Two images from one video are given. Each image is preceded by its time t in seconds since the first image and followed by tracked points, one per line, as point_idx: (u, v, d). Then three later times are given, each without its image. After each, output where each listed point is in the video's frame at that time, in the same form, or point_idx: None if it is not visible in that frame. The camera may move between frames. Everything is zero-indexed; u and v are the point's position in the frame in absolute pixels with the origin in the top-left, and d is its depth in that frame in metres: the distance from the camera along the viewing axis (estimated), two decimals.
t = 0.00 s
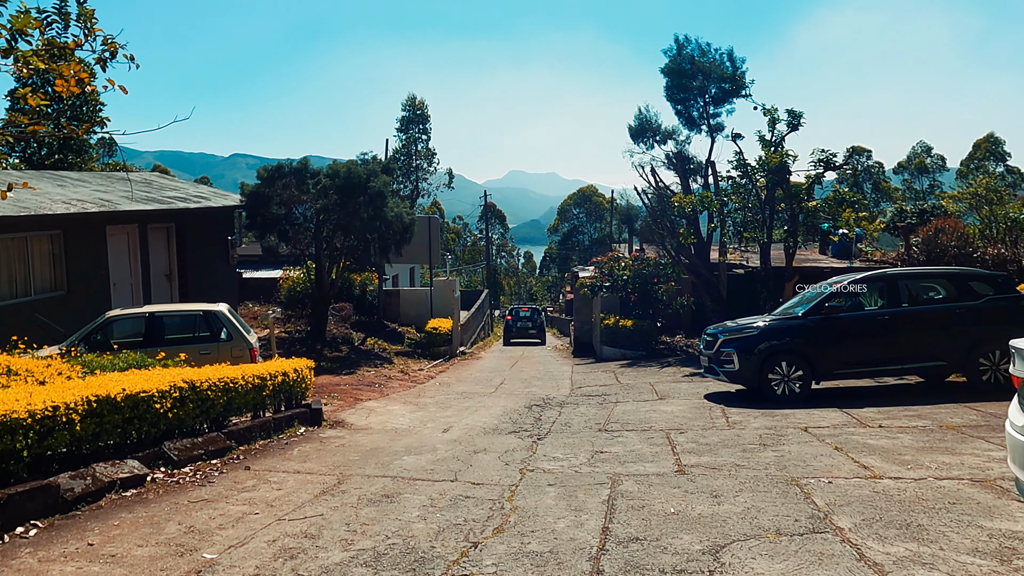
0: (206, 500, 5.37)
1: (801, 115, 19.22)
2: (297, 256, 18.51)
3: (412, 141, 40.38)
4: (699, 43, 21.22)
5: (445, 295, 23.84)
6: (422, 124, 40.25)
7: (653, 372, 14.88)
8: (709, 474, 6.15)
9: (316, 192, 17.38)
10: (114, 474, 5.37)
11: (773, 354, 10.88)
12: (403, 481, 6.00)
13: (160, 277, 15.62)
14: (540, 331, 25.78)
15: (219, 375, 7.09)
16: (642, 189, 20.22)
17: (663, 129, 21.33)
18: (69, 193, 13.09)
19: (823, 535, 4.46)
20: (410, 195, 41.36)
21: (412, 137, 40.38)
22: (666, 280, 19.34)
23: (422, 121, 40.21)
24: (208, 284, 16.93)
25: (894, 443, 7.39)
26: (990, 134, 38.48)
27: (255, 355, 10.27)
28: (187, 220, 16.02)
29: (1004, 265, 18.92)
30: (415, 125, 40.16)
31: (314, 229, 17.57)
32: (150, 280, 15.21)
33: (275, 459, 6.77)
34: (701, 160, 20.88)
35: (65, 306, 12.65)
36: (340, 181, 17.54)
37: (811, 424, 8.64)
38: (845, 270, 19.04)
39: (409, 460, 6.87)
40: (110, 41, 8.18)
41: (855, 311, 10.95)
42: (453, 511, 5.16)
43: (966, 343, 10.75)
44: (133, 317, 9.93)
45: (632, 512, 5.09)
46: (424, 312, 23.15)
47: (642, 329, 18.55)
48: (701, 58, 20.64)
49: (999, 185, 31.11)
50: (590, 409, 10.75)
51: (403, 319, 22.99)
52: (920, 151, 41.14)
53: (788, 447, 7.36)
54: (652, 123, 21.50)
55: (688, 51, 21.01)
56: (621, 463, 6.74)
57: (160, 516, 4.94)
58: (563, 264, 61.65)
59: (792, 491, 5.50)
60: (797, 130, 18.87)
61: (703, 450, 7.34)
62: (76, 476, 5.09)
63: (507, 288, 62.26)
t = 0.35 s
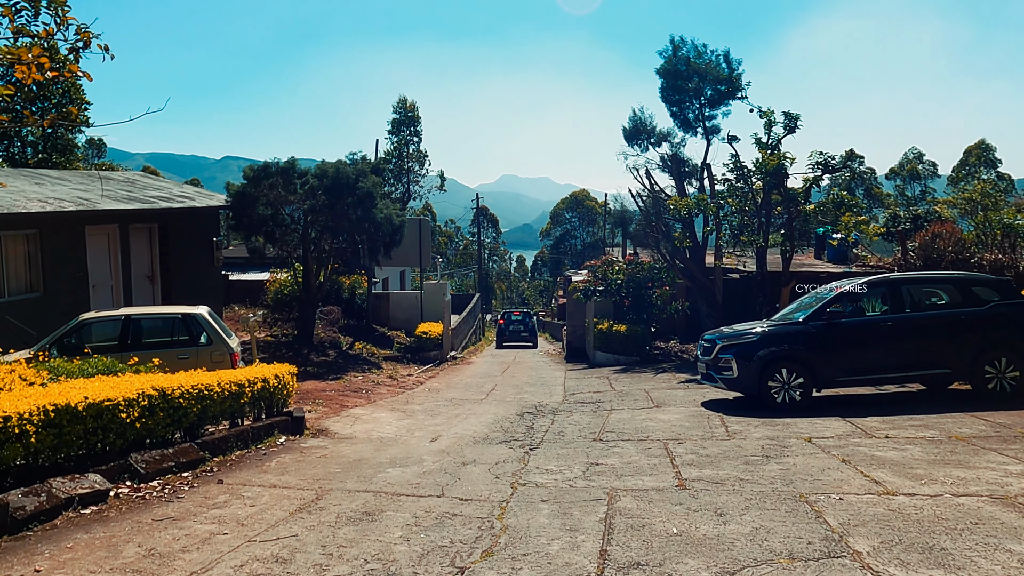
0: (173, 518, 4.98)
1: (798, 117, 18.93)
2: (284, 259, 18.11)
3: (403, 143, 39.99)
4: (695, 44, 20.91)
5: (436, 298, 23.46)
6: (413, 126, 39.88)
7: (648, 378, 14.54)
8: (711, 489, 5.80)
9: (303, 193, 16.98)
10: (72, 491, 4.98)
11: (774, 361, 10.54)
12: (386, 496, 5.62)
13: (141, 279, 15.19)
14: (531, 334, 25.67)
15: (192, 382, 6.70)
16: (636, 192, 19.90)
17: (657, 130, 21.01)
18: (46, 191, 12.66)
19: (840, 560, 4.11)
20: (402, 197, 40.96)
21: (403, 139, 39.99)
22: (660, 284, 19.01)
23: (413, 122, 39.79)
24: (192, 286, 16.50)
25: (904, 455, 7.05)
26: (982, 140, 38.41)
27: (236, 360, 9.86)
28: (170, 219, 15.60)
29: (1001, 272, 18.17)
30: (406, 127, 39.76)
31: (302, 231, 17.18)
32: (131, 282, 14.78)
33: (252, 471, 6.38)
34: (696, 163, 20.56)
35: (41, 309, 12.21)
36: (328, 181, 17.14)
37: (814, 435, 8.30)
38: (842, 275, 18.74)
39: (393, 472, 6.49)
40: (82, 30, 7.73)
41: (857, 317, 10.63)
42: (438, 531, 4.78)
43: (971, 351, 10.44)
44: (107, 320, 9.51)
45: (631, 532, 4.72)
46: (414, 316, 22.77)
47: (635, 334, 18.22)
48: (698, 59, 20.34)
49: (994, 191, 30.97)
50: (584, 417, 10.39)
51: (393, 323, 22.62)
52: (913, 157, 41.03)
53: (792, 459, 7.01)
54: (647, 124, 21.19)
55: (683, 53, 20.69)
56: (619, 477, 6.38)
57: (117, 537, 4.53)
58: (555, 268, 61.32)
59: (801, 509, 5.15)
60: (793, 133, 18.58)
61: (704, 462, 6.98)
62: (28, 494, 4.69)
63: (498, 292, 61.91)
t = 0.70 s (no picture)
0: (135, 538, 4.57)
1: (797, 116, 18.62)
2: (271, 258, 17.68)
3: (396, 143, 39.56)
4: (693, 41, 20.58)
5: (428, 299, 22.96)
6: (406, 126, 39.45)
7: (644, 381, 14.17)
8: (718, 505, 5.42)
9: (291, 190, 16.56)
10: (24, 508, 4.57)
11: (776, 366, 10.19)
12: (369, 512, 5.21)
13: (123, 277, 14.74)
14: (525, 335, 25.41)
15: (164, 387, 6.29)
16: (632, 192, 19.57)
17: (654, 129, 20.68)
18: (23, 186, 12.22)
19: None
20: (394, 198, 40.52)
21: (396, 139, 39.55)
22: (656, 286, 18.66)
23: (406, 121, 39.37)
24: (177, 285, 16.05)
25: (918, 466, 6.69)
26: (976, 143, 38.28)
27: (217, 362, 9.44)
28: (154, 217, 15.16)
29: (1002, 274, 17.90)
30: (399, 126, 39.32)
31: (291, 229, 16.77)
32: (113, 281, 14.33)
33: (227, 483, 5.96)
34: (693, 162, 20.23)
35: (16, 308, 11.76)
36: (317, 178, 16.71)
37: (821, 443, 7.93)
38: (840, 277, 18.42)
39: (377, 484, 6.08)
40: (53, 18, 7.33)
41: (862, 320, 10.28)
42: (424, 553, 4.38)
43: (979, 355, 10.11)
44: (81, 319, 9.07)
45: (634, 554, 4.33)
46: (405, 317, 22.35)
47: (631, 336, 17.86)
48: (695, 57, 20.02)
49: (990, 193, 30.74)
50: (580, 423, 9.99)
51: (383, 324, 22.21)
52: (907, 159, 40.84)
53: (800, 470, 6.64)
54: (643, 123, 20.84)
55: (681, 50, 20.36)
56: (618, 490, 5.99)
57: (71, 561, 4.12)
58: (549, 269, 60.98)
59: (817, 528, 4.78)
60: (792, 132, 18.25)
61: (707, 473, 6.60)
62: None
63: (491, 293, 61.49)
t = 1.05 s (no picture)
0: (93, 559, 4.15)
1: (798, 113, 18.26)
2: (260, 255, 17.23)
3: (391, 141, 39.13)
4: (692, 36, 20.21)
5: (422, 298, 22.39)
6: (401, 124, 39.01)
7: (644, 384, 13.77)
8: (730, 521, 5.02)
9: (281, 186, 16.11)
10: None
11: (782, 369, 9.80)
12: (353, 529, 4.79)
13: (106, 275, 14.30)
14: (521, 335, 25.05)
15: (135, 391, 5.86)
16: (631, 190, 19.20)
17: (652, 126, 20.29)
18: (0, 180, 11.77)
19: None
20: (388, 196, 40.06)
21: (391, 137, 39.11)
22: (654, 285, 18.27)
23: (401, 119, 38.93)
24: (163, 284, 15.60)
25: (938, 477, 6.29)
26: (972, 143, 37.98)
27: (199, 363, 9.00)
28: (139, 213, 14.70)
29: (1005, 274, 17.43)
30: (394, 124, 38.86)
31: (281, 226, 16.34)
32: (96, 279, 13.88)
33: (201, 495, 5.54)
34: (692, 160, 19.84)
35: None
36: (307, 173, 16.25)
37: (833, 450, 7.54)
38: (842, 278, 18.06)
39: (363, 496, 5.67)
40: None
41: (871, 322, 9.90)
42: None
43: (993, 358, 9.74)
44: (56, 318, 8.63)
45: None
46: (398, 317, 21.92)
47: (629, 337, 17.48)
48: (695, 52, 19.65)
49: (989, 193, 30.43)
50: (579, 427, 9.58)
51: (376, 324, 21.79)
52: (904, 160, 40.50)
53: (815, 481, 6.24)
54: (641, 120, 20.45)
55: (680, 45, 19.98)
56: (622, 502, 5.58)
57: None
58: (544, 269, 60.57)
59: (840, 548, 4.39)
60: (794, 128, 17.88)
61: (715, 483, 6.20)
62: None
63: (486, 292, 61.06)
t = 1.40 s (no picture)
0: None
1: (798, 110, 17.92)
2: (249, 254, 16.82)
3: (386, 140, 38.77)
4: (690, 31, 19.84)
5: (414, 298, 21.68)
6: (396, 122, 38.66)
7: (643, 385, 13.40)
8: (742, 537, 4.64)
9: (270, 183, 15.69)
10: None
11: (788, 371, 9.44)
12: (334, 548, 4.41)
13: (89, 275, 13.86)
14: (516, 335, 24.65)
15: (102, 396, 5.45)
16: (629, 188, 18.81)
17: (650, 123, 19.92)
18: None
19: None
20: (382, 196, 39.67)
21: (385, 136, 38.75)
22: (652, 285, 17.90)
23: (396, 118, 38.58)
24: (149, 283, 15.16)
25: (958, 487, 5.93)
26: (968, 143, 37.72)
27: (180, 366, 8.58)
28: (122, 210, 14.26)
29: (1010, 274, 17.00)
30: (388, 123, 38.50)
31: (271, 224, 15.95)
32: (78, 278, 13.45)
33: (174, 509, 5.15)
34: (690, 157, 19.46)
35: None
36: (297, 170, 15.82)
37: (844, 457, 7.18)
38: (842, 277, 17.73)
39: (348, 509, 5.27)
40: None
41: (880, 322, 9.54)
42: None
43: (1006, 360, 9.39)
44: (28, 319, 8.17)
45: None
46: (390, 317, 21.50)
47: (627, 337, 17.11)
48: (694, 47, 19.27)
49: (987, 193, 30.18)
50: (576, 432, 9.20)
51: (368, 324, 21.38)
52: (899, 160, 40.24)
53: (829, 491, 5.87)
54: (638, 116, 20.09)
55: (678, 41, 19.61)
56: (625, 517, 5.20)
57: None
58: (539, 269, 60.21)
59: (866, 571, 4.02)
60: (794, 124, 17.51)
61: (723, 494, 5.82)
62: None
63: (481, 293, 60.67)
